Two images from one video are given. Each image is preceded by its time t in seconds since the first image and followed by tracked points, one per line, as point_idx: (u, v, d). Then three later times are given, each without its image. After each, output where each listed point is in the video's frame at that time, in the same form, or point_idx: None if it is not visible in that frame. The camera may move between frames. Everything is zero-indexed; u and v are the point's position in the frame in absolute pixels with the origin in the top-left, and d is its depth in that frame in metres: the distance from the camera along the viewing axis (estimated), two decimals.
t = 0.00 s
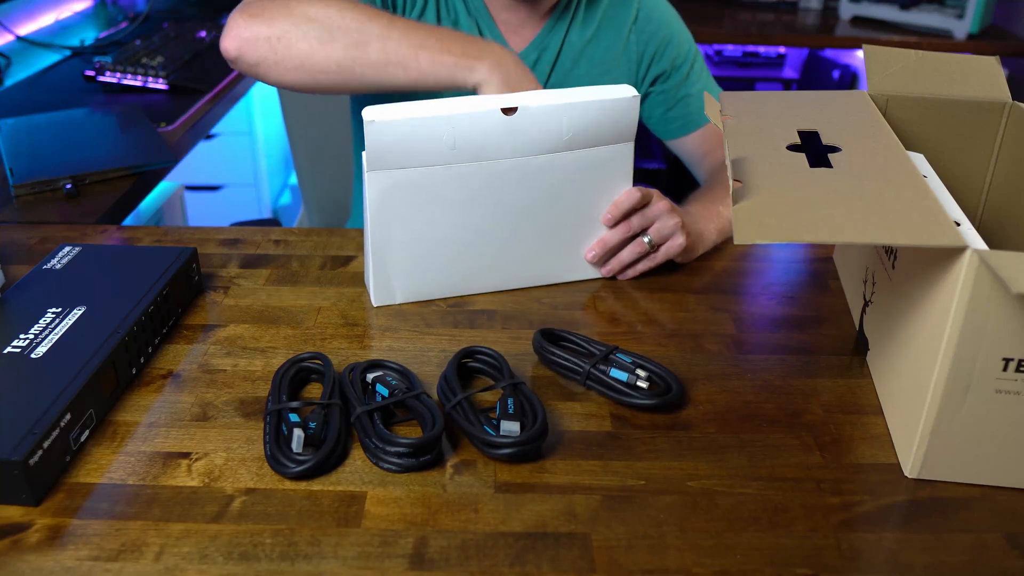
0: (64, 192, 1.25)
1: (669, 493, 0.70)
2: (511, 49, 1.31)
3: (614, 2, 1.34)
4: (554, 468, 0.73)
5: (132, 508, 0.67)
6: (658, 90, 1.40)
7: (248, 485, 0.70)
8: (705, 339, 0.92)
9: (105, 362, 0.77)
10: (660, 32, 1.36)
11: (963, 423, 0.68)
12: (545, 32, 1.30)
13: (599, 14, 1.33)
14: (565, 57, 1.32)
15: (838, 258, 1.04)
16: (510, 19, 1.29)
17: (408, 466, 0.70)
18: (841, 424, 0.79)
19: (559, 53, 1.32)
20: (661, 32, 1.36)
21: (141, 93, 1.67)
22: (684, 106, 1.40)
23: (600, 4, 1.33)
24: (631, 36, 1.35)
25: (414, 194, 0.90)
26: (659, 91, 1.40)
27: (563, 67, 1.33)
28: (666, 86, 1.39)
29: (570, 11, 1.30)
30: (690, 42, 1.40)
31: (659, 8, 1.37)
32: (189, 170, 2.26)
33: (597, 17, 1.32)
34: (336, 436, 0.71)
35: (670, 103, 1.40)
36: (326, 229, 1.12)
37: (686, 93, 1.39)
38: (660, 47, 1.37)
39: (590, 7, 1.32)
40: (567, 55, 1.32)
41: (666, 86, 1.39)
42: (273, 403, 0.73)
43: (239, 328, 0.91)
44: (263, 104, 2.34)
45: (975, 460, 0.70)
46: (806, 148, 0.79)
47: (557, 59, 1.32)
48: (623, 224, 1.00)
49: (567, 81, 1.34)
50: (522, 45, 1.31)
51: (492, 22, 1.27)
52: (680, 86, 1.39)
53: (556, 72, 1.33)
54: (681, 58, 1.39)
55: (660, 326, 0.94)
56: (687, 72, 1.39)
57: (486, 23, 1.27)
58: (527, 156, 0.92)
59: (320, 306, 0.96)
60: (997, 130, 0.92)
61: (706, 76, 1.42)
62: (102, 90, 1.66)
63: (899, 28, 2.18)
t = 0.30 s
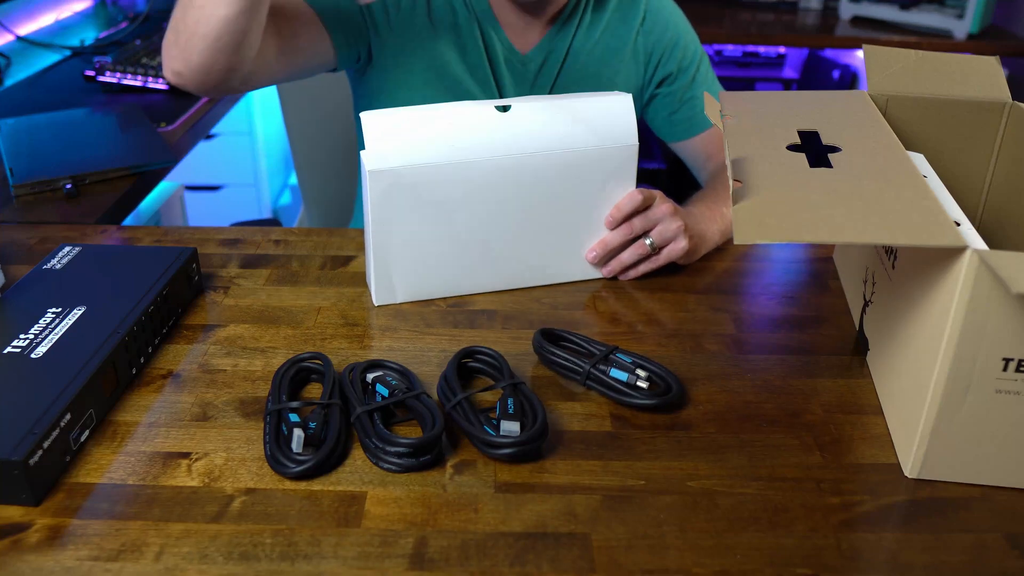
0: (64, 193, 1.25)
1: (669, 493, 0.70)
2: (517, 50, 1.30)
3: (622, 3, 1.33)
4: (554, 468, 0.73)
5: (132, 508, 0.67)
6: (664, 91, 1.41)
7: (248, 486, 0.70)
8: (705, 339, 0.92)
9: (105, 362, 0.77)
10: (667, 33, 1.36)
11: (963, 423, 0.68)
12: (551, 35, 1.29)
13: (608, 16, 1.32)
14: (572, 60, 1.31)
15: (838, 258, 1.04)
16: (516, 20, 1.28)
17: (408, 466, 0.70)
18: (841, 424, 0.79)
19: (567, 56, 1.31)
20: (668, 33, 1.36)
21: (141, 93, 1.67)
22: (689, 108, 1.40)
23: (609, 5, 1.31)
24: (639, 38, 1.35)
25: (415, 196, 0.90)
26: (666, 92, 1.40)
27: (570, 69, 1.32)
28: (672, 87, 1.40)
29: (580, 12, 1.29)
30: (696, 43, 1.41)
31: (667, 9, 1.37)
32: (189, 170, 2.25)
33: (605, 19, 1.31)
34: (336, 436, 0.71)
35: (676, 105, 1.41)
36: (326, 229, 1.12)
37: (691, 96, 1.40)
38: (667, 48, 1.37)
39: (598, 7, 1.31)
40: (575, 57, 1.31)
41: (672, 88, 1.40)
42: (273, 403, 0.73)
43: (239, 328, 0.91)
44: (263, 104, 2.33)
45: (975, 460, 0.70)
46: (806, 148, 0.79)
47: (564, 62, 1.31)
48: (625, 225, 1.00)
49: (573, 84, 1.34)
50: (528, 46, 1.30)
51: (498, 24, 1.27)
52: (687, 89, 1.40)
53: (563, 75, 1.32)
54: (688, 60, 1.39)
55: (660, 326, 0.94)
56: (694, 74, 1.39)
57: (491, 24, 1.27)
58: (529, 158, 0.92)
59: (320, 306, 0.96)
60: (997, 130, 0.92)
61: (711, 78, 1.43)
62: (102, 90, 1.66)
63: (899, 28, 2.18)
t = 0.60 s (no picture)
0: (64, 192, 1.25)
1: (669, 493, 0.70)
2: (511, 50, 1.30)
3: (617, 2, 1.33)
4: (554, 468, 0.73)
5: (132, 508, 0.67)
6: (662, 91, 1.40)
7: (248, 485, 0.70)
8: (704, 339, 0.92)
9: (105, 362, 0.77)
10: (664, 33, 1.36)
11: (963, 423, 0.68)
12: (544, 34, 1.29)
13: (603, 14, 1.32)
14: (567, 58, 1.32)
15: (838, 258, 1.04)
16: (509, 21, 1.29)
17: (408, 467, 0.70)
18: (841, 424, 0.79)
19: (561, 55, 1.32)
20: (665, 33, 1.36)
21: (141, 93, 1.67)
22: (687, 107, 1.40)
23: (604, 4, 1.32)
24: (635, 37, 1.34)
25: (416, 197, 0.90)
26: (664, 92, 1.39)
27: (565, 67, 1.33)
28: (670, 87, 1.39)
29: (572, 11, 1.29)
30: (694, 43, 1.41)
31: (663, 9, 1.37)
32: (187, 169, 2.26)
33: (600, 18, 1.32)
34: (335, 437, 0.71)
35: (674, 105, 1.41)
36: (326, 228, 1.12)
37: (688, 96, 1.40)
38: (664, 48, 1.36)
39: (593, 5, 1.32)
40: (570, 55, 1.32)
41: (670, 88, 1.39)
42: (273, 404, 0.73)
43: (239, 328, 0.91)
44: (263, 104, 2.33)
45: (975, 460, 0.70)
46: (806, 148, 0.79)
47: (559, 60, 1.32)
48: (625, 227, 1.00)
49: (569, 82, 1.34)
50: (523, 45, 1.30)
51: (489, 25, 1.28)
52: (684, 88, 1.39)
53: (556, 74, 1.33)
54: (685, 59, 1.38)
55: (660, 326, 0.94)
56: (691, 74, 1.39)
57: (483, 29, 1.28)
58: (530, 159, 0.92)
59: (320, 306, 0.96)
60: (997, 130, 0.92)
61: (708, 77, 1.42)
62: (102, 90, 1.66)
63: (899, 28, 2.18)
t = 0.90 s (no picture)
0: (64, 192, 1.25)
1: (669, 493, 0.70)
2: (506, 54, 1.30)
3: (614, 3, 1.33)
4: (554, 468, 0.73)
5: (132, 508, 0.67)
6: (662, 91, 1.40)
7: (248, 485, 0.70)
8: (705, 339, 0.92)
9: (105, 362, 0.77)
10: (663, 32, 1.36)
11: (963, 423, 0.68)
12: (540, 36, 1.29)
13: (600, 15, 1.32)
14: (564, 60, 1.32)
15: (838, 258, 1.04)
16: (503, 24, 1.28)
17: (408, 466, 0.70)
18: (841, 424, 0.79)
19: (559, 57, 1.32)
20: (665, 32, 1.35)
21: (141, 93, 1.67)
22: (689, 107, 1.40)
23: (601, 5, 1.32)
24: (634, 38, 1.34)
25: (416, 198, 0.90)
26: (664, 92, 1.40)
27: (563, 68, 1.33)
28: (670, 87, 1.40)
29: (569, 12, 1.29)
30: (694, 40, 1.40)
31: (662, 8, 1.36)
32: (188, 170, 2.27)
33: (598, 19, 1.32)
34: (336, 434, 0.71)
35: (675, 105, 1.41)
36: (326, 228, 1.12)
37: (689, 95, 1.40)
38: (664, 47, 1.36)
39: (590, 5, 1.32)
40: (566, 57, 1.32)
41: (670, 89, 1.39)
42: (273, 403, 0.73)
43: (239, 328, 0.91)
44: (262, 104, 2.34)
45: (975, 460, 0.70)
46: (806, 148, 0.79)
47: (556, 61, 1.32)
48: (625, 229, 1.01)
49: (568, 83, 1.34)
50: (518, 49, 1.30)
51: (483, 26, 1.27)
52: (684, 87, 1.39)
53: (554, 76, 1.33)
54: (686, 58, 1.38)
55: (660, 326, 0.94)
56: (691, 73, 1.39)
57: (478, 31, 1.28)
58: (531, 159, 0.92)
59: (320, 306, 0.96)
60: (997, 130, 0.92)
61: (709, 76, 1.42)
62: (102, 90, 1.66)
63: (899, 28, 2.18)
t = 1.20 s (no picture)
0: (64, 192, 1.25)
1: (669, 493, 0.70)
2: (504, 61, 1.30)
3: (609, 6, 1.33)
4: (554, 468, 0.73)
5: (132, 508, 0.67)
6: (658, 92, 1.41)
7: (248, 485, 0.70)
8: (705, 339, 0.92)
9: (105, 362, 0.77)
10: (659, 32, 1.35)
11: (963, 423, 0.68)
12: (536, 41, 1.29)
13: (595, 20, 1.32)
14: (560, 65, 1.32)
15: (838, 258, 1.04)
16: (500, 29, 1.28)
17: (408, 466, 0.70)
18: (841, 424, 0.79)
19: (555, 61, 1.32)
20: (660, 32, 1.35)
21: (141, 93, 1.67)
22: (684, 106, 1.41)
23: (596, 7, 1.32)
24: (629, 39, 1.34)
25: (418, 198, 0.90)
26: (661, 93, 1.40)
27: (559, 73, 1.33)
28: (666, 87, 1.40)
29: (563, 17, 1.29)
30: (690, 39, 1.40)
31: (657, 8, 1.36)
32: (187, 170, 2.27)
33: (592, 23, 1.32)
34: (336, 434, 0.71)
35: (670, 105, 1.41)
36: (326, 228, 1.12)
37: (687, 95, 1.40)
38: (659, 47, 1.36)
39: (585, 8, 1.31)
40: (563, 61, 1.32)
41: (665, 89, 1.40)
42: (273, 403, 0.73)
43: (239, 328, 0.91)
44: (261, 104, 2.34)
45: (975, 460, 0.70)
46: (806, 148, 0.79)
47: (552, 66, 1.32)
48: (626, 229, 1.00)
49: (565, 87, 1.34)
50: (515, 55, 1.30)
51: (481, 33, 1.27)
52: (680, 87, 1.40)
53: (551, 81, 1.33)
54: (680, 58, 1.39)
55: (660, 326, 0.94)
56: (687, 73, 1.39)
57: (477, 38, 1.27)
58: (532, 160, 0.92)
59: (320, 306, 0.96)
60: (997, 130, 0.92)
61: (706, 75, 1.42)
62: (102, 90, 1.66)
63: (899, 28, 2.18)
